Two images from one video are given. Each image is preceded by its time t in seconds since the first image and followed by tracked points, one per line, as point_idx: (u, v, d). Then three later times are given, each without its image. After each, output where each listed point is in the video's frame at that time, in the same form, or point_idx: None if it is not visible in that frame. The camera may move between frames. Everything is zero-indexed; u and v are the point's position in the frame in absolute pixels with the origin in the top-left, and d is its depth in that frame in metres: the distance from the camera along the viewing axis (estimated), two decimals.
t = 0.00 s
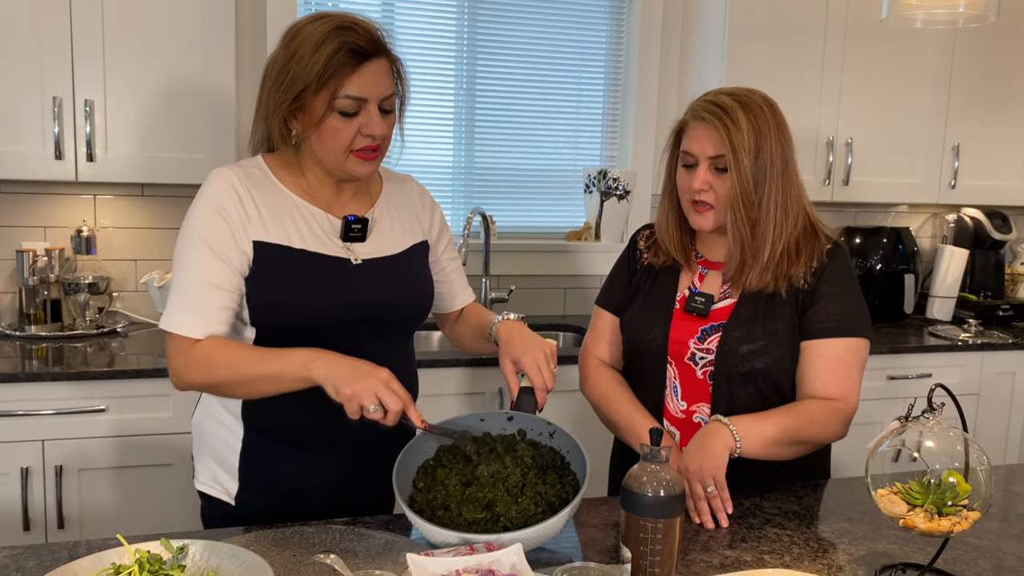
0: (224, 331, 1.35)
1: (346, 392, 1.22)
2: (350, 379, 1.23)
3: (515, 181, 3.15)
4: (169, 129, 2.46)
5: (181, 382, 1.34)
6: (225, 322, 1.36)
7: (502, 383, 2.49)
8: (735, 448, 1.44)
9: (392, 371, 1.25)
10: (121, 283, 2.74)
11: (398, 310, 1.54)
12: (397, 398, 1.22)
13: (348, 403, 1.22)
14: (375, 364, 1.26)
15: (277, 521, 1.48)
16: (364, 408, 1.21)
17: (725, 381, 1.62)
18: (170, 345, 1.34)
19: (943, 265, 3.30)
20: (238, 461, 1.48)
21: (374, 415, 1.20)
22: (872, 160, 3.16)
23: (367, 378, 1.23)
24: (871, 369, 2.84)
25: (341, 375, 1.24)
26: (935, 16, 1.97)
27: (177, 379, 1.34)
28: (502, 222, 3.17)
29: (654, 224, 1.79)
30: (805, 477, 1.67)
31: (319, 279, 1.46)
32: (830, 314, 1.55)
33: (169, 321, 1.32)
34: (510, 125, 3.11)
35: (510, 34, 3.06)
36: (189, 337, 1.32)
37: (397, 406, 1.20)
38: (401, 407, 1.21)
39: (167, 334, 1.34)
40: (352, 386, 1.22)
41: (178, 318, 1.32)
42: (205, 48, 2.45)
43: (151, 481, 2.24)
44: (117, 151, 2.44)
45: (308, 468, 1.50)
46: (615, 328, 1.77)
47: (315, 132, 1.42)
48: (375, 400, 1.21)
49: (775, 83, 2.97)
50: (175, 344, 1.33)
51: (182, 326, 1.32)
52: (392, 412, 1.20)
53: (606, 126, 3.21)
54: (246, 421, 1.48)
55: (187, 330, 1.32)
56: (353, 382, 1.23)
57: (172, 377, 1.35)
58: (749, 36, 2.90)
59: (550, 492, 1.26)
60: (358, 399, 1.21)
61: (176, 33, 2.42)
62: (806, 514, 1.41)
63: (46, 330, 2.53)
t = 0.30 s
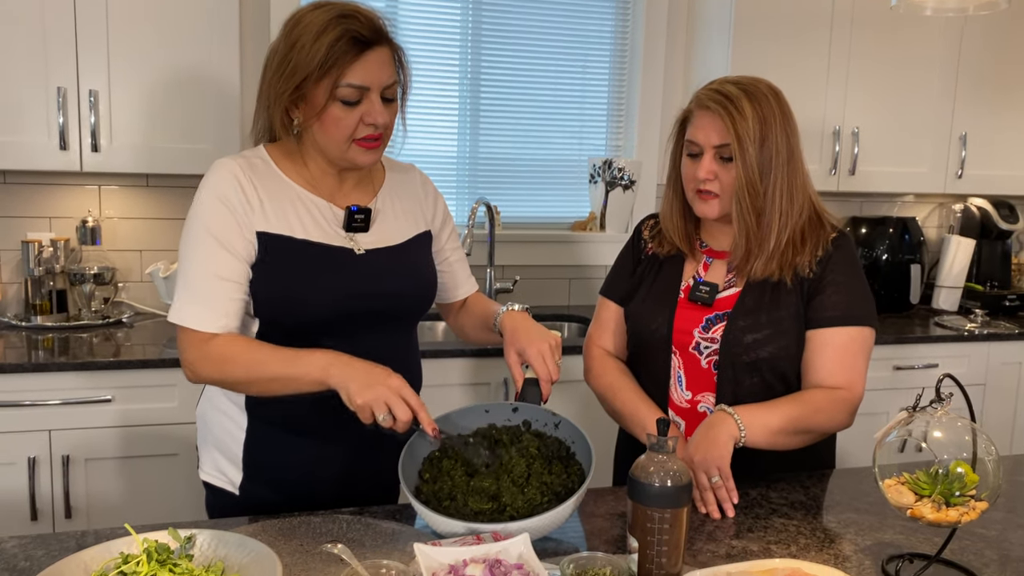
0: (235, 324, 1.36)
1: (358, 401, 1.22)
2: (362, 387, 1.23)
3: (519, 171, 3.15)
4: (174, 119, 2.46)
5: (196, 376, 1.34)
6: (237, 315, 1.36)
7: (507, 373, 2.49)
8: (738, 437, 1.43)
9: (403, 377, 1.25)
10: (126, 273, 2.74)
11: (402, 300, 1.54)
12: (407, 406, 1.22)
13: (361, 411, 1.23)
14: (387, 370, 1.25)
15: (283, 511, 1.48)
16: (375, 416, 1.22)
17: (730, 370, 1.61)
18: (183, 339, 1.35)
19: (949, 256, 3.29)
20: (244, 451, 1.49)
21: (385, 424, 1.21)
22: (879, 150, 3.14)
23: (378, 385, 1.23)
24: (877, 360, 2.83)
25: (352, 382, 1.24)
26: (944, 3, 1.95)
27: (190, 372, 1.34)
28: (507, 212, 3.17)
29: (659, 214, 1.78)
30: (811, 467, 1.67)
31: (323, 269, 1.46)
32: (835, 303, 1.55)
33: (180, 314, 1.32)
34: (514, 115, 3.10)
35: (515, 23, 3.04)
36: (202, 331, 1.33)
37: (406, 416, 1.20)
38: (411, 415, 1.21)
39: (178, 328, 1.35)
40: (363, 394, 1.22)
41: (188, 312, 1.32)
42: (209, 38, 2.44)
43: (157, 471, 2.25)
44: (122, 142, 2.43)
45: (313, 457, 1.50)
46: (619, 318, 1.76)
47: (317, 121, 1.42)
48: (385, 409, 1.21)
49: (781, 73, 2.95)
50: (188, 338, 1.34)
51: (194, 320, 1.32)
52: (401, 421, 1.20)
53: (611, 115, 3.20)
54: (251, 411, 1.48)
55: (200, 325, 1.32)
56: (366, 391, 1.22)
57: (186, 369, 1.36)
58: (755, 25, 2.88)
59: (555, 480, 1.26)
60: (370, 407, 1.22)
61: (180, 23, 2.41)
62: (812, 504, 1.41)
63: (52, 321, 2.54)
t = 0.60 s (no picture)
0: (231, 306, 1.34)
1: (357, 388, 1.21)
2: (361, 376, 1.21)
3: (523, 152, 3.12)
4: (174, 100, 2.43)
5: (190, 358, 1.33)
6: (232, 298, 1.34)
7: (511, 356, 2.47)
8: (747, 419, 1.41)
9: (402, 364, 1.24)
10: (127, 256, 2.73)
11: (404, 281, 1.52)
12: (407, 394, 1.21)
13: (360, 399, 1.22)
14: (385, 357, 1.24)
15: (287, 495, 1.47)
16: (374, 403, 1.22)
17: (738, 352, 1.60)
18: (175, 320, 1.33)
19: (956, 237, 3.26)
20: (245, 434, 1.47)
21: (385, 411, 1.21)
22: (886, 130, 3.11)
23: (377, 374, 1.21)
24: (883, 342, 2.82)
25: (350, 370, 1.22)
26: None
27: (183, 354, 1.33)
28: (510, 194, 3.14)
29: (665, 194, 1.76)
30: (819, 449, 1.65)
31: (324, 250, 1.44)
32: (845, 284, 1.52)
33: (174, 296, 1.31)
34: (517, 96, 3.07)
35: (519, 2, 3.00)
36: (196, 314, 1.31)
37: (405, 403, 1.20)
38: (411, 404, 1.21)
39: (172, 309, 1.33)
40: (363, 383, 1.21)
41: (183, 294, 1.31)
42: (208, 17, 2.41)
43: (160, 453, 2.24)
44: (122, 123, 2.41)
45: (316, 441, 1.49)
46: (625, 299, 1.73)
47: (319, 100, 1.39)
48: (384, 397, 1.21)
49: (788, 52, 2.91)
50: (182, 320, 1.32)
51: (189, 303, 1.31)
52: (400, 409, 1.20)
53: (615, 96, 3.16)
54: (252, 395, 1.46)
55: (194, 307, 1.31)
56: (365, 378, 1.21)
57: (179, 353, 1.34)
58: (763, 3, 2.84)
59: (560, 462, 1.25)
60: (369, 396, 1.21)
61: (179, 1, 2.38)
62: (821, 488, 1.40)
63: (53, 304, 2.52)
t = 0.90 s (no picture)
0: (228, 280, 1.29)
1: (368, 349, 1.17)
2: (371, 335, 1.17)
3: (524, 124, 3.05)
4: (167, 68, 2.36)
5: (189, 334, 1.28)
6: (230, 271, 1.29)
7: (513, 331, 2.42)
8: (760, 395, 1.36)
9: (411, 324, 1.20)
10: (121, 229, 2.67)
11: (402, 255, 1.47)
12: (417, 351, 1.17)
13: (370, 359, 1.17)
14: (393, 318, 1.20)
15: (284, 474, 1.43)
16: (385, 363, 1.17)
17: (749, 327, 1.55)
18: (172, 296, 1.28)
19: (965, 210, 3.20)
20: (239, 412, 1.43)
21: (396, 370, 1.16)
22: (895, 101, 3.04)
23: (387, 333, 1.17)
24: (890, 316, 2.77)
25: (359, 332, 1.18)
26: None
27: (183, 330, 1.28)
28: (511, 166, 3.08)
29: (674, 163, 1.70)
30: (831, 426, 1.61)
31: (319, 222, 1.38)
32: (861, 256, 1.47)
33: (170, 271, 1.25)
34: (519, 65, 2.99)
35: None
36: (195, 290, 1.26)
37: (417, 360, 1.15)
38: (422, 360, 1.16)
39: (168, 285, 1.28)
40: (372, 343, 1.17)
41: (179, 269, 1.25)
42: None
43: (156, 430, 2.20)
44: (113, 92, 2.34)
45: (314, 418, 1.44)
46: (631, 273, 1.69)
47: (309, 60, 1.33)
48: (395, 355, 1.16)
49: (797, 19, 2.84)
50: (179, 296, 1.27)
51: (185, 278, 1.25)
52: (413, 365, 1.15)
53: (619, 65, 3.09)
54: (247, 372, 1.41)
55: (191, 282, 1.25)
56: (374, 338, 1.17)
57: (177, 329, 1.29)
58: None
59: (565, 441, 1.21)
60: (379, 355, 1.17)
61: None
62: (836, 465, 1.36)
63: (46, 278, 2.47)
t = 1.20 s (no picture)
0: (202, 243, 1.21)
1: (327, 334, 1.08)
2: (333, 320, 1.08)
3: (525, 86, 2.95)
4: (152, 24, 2.25)
5: (156, 299, 1.21)
6: (205, 235, 1.21)
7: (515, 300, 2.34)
8: (781, 365, 1.29)
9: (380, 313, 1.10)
10: (108, 194, 2.57)
11: (400, 218, 1.38)
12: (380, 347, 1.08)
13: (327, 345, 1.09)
14: (363, 304, 1.10)
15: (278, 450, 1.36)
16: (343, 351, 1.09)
17: (768, 295, 1.47)
18: (143, 258, 1.21)
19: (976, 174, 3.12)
20: (229, 385, 1.35)
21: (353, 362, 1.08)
22: (908, 61, 2.94)
23: (349, 321, 1.08)
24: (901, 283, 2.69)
25: (321, 313, 1.09)
26: None
27: (149, 295, 1.21)
28: (511, 130, 2.98)
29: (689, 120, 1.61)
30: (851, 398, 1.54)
31: (312, 183, 1.30)
32: (887, 219, 1.38)
33: (139, 231, 1.18)
34: (519, 24, 2.88)
35: None
36: (162, 252, 1.18)
37: (376, 357, 1.07)
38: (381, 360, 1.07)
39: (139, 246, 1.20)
40: (332, 329, 1.08)
41: (149, 229, 1.17)
42: None
43: (146, 402, 2.13)
44: (95, 49, 2.23)
45: (308, 392, 1.37)
46: (643, 239, 1.60)
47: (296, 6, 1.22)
48: (355, 347, 1.08)
49: None
50: (150, 258, 1.20)
51: (155, 240, 1.17)
52: (369, 362, 1.07)
53: (623, 23, 2.96)
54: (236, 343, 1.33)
55: (160, 245, 1.17)
56: (337, 323, 1.08)
57: (145, 293, 1.22)
58: None
59: (576, 415, 1.14)
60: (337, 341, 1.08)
61: None
62: (859, 440, 1.29)
63: (31, 245, 2.36)
